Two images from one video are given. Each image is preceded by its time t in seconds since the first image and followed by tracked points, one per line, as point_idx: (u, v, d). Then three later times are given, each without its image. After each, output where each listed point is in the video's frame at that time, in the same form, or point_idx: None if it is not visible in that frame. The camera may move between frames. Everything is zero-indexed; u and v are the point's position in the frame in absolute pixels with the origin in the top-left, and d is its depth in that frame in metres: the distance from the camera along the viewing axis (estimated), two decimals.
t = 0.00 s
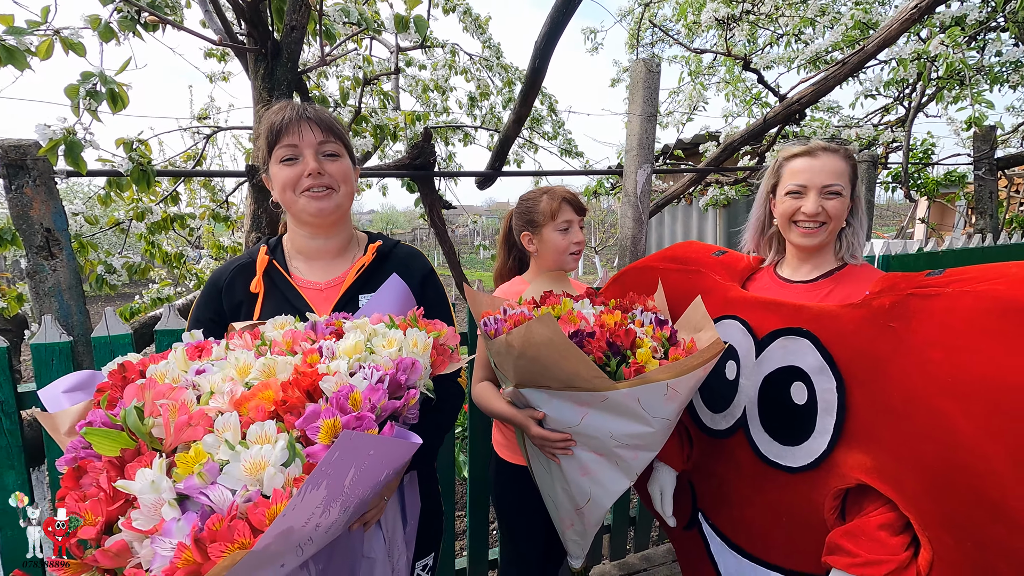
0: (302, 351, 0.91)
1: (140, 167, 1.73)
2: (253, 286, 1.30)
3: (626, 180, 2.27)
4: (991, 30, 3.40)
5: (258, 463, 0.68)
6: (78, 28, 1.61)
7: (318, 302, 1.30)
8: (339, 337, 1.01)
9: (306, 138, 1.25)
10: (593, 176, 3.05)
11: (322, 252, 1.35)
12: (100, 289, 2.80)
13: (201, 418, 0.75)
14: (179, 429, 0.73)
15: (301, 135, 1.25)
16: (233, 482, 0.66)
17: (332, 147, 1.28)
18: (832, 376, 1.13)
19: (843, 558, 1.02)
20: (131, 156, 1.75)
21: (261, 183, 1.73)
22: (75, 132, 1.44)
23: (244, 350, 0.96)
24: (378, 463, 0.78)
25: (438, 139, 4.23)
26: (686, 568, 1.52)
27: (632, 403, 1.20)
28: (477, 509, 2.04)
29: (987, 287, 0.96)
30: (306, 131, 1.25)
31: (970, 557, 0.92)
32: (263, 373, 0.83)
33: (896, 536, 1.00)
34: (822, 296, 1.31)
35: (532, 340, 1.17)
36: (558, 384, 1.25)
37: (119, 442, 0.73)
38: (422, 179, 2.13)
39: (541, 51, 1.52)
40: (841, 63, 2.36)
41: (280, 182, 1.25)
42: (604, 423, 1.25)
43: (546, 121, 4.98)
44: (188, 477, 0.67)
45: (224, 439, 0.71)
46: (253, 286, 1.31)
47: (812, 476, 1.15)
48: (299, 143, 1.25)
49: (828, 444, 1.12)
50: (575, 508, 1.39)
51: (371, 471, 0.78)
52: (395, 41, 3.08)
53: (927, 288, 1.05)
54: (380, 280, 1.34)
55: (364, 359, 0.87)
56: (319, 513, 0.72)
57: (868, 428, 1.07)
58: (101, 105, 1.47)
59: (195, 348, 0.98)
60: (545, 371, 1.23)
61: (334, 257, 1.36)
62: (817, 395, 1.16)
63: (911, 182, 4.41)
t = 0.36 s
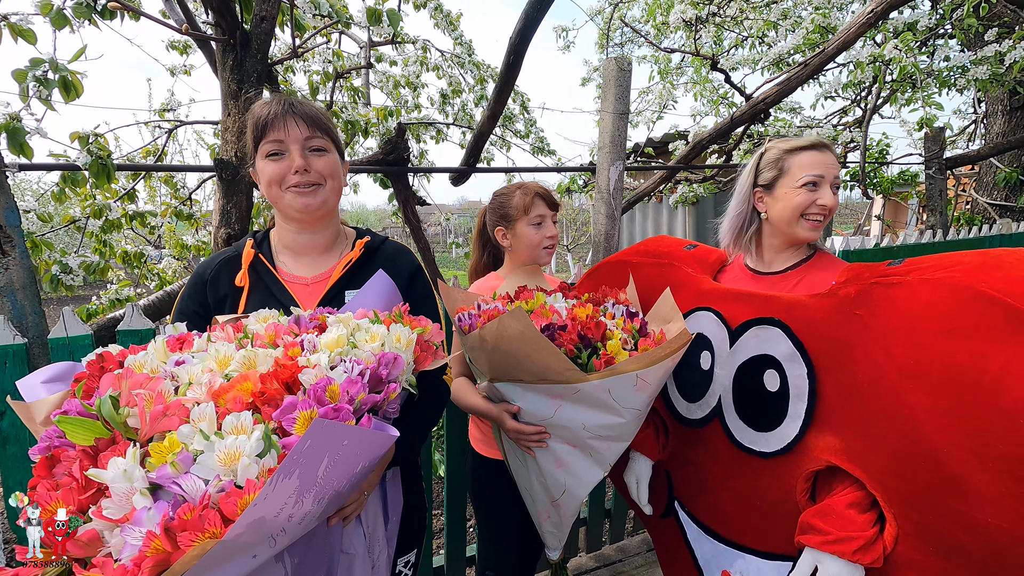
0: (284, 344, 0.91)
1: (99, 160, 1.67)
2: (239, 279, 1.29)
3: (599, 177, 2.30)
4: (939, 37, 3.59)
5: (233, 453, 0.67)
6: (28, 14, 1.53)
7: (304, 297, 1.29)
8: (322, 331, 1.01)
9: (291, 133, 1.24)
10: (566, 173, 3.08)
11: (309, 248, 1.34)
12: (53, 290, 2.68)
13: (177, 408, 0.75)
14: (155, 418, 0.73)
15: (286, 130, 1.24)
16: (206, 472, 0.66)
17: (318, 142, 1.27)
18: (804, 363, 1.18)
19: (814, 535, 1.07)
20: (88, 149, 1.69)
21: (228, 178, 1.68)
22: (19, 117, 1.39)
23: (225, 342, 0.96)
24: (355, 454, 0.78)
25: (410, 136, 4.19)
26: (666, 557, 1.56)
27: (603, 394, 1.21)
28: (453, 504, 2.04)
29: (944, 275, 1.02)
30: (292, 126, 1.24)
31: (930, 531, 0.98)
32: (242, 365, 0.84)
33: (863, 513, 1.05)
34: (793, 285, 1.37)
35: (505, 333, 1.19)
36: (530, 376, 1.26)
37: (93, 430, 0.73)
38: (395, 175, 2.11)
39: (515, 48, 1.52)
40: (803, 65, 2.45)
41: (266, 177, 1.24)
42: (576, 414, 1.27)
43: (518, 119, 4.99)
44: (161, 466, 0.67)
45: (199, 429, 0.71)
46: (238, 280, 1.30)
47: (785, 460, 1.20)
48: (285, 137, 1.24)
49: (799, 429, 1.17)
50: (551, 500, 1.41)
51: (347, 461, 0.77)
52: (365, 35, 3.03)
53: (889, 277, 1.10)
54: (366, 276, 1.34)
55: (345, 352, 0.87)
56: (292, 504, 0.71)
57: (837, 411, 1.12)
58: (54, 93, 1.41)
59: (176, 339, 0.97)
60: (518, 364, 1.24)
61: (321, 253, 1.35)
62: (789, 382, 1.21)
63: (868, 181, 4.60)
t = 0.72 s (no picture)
0: (291, 339, 0.91)
1: (81, 157, 1.64)
2: (236, 277, 1.27)
3: (587, 176, 2.31)
4: (917, 41, 3.67)
5: (256, 441, 0.68)
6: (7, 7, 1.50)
7: (302, 295, 1.29)
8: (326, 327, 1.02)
9: (290, 133, 1.23)
10: (553, 173, 3.10)
11: (305, 247, 1.34)
12: (31, 291, 2.61)
13: (194, 399, 0.75)
14: (172, 408, 0.73)
15: (285, 130, 1.23)
16: (230, 459, 0.66)
17: (316, 142, 1.26)
18: (807, 355, 1.21)
19: (818, 518, 1.11)
20: (69, 146, 1.66)
21: (215, 176, 1.66)
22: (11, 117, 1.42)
23: (230, 337, 0.96)
24: (376, 439, 0.80)
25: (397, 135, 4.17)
26: (662, 545, 1.58)
27: (592, 392, 1.22)
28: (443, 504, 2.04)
29: (939, 270, 1.07)
30: (290, 126, 1.24)
31: (928, 510, 1.04)
32: (252, 358, 0.84)
33: (865, 496, 1.10)
34: (788, 280, 1.43)
35: (492, 333, 1.19)
36: (518, 375, 1.26)
37: (110, 421, 0.74)
38: (384, 174, 2.10)
39: (505, 46, 1.53)
40: (786, 67, 2.49)
41: (263, 177, 1.23)
42: (563, 412, 1.27)
43: (506, 119, 5.00)
44: (184, 455, 0.67)
45: (219, 417, 0.71)
46: (236, 277, 1.28)
47: (788, 448, 1.22)
48: (283, 138, 1.23)
49: (803, 418, 1.20)
50: (541, 496, 1.41)
51: (368, 447, 0.80)
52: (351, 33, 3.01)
53: (886, 271, 1.15)
54: (364, 274, 1.36)
55: (353, 345, 0.87)
56: (317, 488, 0.73)
57: (839, 399, 1.15)
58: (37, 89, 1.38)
59: (180, 335, 0.96)
60: (506, 363, 1.25)
61: (318, 251, 1.35)
62: (793, 373, 1.23)
63: (848, 182, 4.69)
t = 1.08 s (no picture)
0: (302, 336, 0.94)
1: (79, 160, 1.66)
2: (236, 278, 1.29)
3: (581, 178, 2.33)
4: (908, 42, 3.71)
5: (285, 428, 0.72)
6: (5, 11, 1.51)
7: (302, 296, 1.31)
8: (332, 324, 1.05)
9: (295, 139, 1.25)
10: (548, 174, 3.12)
11: (304, 249, 1.36)
12: (28, 293, 2.62)
13: (218, 392, 0.78)
14: (199, 401, 0.76)
15: (290, 137, 1.25)
16: (263, 445, 0.71)
17: (319, 150, 1.29)
18: (802, 344, 1.31)
19: (813, 488, 1.22)
20: (68, 149, 1.67)
21: (209, 179, 1.68)
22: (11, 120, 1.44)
23: (239, 336, 0.99)
24: (399, 424, 0.85)
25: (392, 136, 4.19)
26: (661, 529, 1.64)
27: (580, 395, 1.24)
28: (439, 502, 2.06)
29: (913, 263, 1.20)
30: (295, 132, 1.26)
31: (908, 475, 1.18)
32: (267, 355, 0.87)
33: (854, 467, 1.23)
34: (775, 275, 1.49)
35: (482, 337, 1.21)
36: (509, 378, 1.29)
37: (138, 416, 0.75)
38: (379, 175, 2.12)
39: (497, 50, 1.55)
40: (776, 69, 2.52)
41: (265, 181, 1.25)
42: (555, 414, 1.30)
43: (502, 119, 5.02)
44: (217, 443, 0.70)
45: (247, 408, 0.74)
46: (235, 279, 1.30)
47: (786, 429, 1.33)
48: (287, 144, 1.25)
49: (799, 401, 1.31)
50: (533, 497, 1.43)
51: (392, 431, 0.85)
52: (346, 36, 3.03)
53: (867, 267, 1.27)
54: (361, 274, 1.38)
55: (363, 341, 0.91)
56: (348, 469, 0.78)
57: (831, 382, 1.27)
58: (38, 94, 1.40)
59: (189, 335, 0.99)
60: (496, 367, 1.28)
61: (316, 254, 1.37)
62: (789, 361, 1.33)
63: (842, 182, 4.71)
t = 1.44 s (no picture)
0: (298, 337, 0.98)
1: (75, 166, 1.71)
2: (225, 280, 1.32)
3: (569, 181, 2.37)
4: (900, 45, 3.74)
5: (294, 422, 0.76)
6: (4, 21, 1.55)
7: (290, 297, 1.34)
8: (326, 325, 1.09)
9: (275, 141, 1.29)
10: (540, 177, 3.16)
11: (289, 252, 1.40)
12: (26, 294, 2.67)
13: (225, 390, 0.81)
14: (210, 398, 0.79)
15: (270, 138, 1.30)
16: (274, 438, 0.74)
17: (299, 150, 1.32)
18: (817, 343, 1.43)
19: (828, 475, 1.35)
20: (65, 155, 1.71)
21: (199, 185, 1.73)
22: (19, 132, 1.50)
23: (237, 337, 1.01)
24: (401, 415, 0.90)
25: (388, 139, 4.23)
26: (665, 522, 1.70)
27: (554, 397, 1.28)
28: (428, 499, 2.10)
29: (913, 268, 1.37)
30: (275, 135, 1.30)
31: (909, 458, 1.35)
32: (268, 354, 0.90)
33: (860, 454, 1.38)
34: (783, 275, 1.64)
35: (459, 340, 1.25)
36: (486, 381, 1.32)
37: (150, 413, 0.78)
38: (370, 179, 2.16)
39: (481, 59, 1.59)
40: (760, 74, 2.56)
41: (247, 182, 1.29)
42: (531, 417, 1.33)
43: (498, 122, 5.05)
44: (231, 437, 0.74)
45: (257, 404, 0.78)
46: (224, 281, 1.33)
47: (800, 423, 1.44)
48: (268, 145, 1.29)
49: (813, 396, 1.43)
50: (515, 497, 1.47)
51: (395, 421, 0.90)
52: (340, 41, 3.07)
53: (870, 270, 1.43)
54: (348, 276, 1.42)
55: (358, 340, 0.95)
56: (355, 457, 0.82)
57: (843, 377, 1.40)
58: (37, 102, 1.44)
59: (188, 338, 1.01)
60: (474, 369, 1.31)
61: (302, 256, 1.41)
62: (804, 359, 1.44)
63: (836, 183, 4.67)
